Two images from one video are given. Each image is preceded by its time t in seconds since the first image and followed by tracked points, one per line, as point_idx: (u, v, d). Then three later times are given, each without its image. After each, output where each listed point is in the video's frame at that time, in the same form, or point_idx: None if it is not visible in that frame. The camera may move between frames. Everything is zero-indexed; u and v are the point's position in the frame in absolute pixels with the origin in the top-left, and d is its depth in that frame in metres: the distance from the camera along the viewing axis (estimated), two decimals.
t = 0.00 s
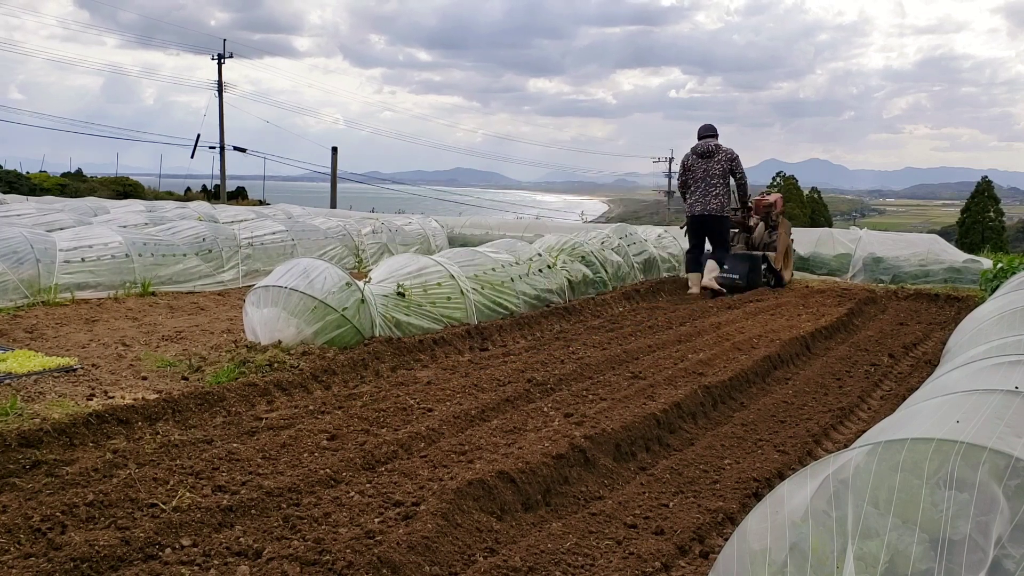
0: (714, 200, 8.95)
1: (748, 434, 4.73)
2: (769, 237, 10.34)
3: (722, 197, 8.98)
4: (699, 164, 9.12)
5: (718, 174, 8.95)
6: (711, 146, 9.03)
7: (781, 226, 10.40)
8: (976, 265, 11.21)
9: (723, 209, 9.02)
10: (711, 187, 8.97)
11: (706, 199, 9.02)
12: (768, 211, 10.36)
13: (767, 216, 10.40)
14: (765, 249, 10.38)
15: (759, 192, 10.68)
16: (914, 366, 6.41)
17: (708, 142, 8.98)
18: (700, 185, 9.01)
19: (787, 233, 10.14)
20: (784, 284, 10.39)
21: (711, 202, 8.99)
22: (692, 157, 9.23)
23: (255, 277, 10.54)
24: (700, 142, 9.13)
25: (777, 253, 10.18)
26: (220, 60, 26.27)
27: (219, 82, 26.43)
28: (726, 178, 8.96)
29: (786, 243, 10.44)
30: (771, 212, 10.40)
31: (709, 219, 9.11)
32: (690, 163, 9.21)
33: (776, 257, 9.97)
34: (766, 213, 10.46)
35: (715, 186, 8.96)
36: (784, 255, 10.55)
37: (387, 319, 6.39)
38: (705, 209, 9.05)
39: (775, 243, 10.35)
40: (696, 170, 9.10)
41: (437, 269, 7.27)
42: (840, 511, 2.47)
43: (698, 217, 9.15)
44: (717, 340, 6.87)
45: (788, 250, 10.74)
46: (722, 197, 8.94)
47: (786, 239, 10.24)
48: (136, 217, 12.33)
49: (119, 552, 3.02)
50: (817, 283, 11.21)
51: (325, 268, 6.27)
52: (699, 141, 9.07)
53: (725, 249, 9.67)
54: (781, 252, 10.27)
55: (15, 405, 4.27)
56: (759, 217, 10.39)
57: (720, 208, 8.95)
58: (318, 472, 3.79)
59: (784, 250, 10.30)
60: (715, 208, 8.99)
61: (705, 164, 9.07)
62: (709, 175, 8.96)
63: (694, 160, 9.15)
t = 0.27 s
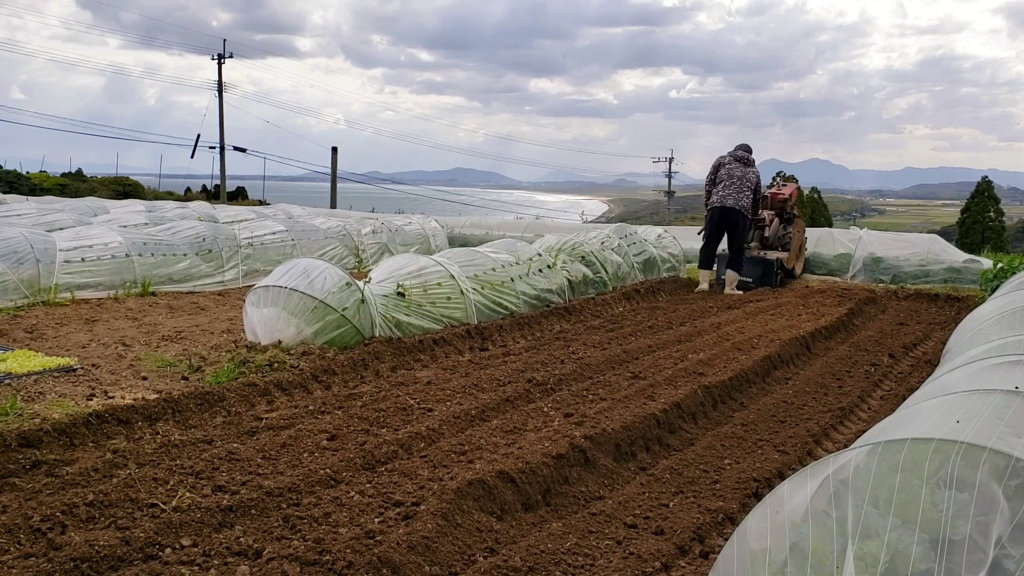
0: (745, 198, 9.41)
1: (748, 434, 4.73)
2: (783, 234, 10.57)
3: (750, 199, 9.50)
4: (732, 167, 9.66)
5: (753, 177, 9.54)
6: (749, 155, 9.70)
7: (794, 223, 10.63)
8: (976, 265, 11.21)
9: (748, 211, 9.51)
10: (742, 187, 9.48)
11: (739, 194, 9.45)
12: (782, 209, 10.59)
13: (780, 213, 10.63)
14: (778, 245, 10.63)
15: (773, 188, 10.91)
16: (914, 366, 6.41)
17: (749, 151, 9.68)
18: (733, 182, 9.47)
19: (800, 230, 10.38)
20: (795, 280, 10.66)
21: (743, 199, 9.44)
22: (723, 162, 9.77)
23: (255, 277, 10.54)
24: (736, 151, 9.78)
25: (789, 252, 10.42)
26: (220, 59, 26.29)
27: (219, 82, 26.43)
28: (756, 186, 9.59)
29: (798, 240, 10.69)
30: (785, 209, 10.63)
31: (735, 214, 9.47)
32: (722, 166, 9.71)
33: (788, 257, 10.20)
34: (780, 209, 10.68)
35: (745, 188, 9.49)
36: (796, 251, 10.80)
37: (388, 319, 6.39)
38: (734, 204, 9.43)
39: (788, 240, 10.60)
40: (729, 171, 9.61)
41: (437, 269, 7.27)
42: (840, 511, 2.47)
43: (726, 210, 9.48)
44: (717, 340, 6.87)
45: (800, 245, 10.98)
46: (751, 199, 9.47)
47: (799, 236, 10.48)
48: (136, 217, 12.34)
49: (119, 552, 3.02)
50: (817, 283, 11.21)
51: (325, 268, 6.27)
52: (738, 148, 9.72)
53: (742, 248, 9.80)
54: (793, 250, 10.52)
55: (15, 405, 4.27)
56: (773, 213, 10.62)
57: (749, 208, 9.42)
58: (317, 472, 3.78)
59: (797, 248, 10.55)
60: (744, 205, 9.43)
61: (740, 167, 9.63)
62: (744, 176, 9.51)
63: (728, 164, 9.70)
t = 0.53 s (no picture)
0: (742, 198, 9.42)
1: (748, 434, 4.73)
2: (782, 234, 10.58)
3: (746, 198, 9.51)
4: (727, 167, 9.67)
5: (748, 176, 9.54)
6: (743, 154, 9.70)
7: (793, 223, 10.63)
8: (976, 265, 11.21)
9: (746, 211, 9.52)
10: (738, 187, 9.49)
11: (735, 195, 9.46)
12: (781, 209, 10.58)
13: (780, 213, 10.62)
14: (777, 245, 10.63)
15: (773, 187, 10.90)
16: (914, 366, 6.41)
17: (742, 150, 9.67)
18: (729, 183, 9.48)
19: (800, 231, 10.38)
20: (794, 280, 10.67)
21: (739, 199, 9.45)
22: (718, 162, 9.77)
23: (255, 277, 10.55)
24: (730, 150, 9.78)
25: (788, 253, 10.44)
26: (221, 59, 26.28)
27: (218, 83, 26.43)
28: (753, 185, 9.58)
29: (798, 240, 10.69)
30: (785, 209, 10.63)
31: (732, 215, 9.49)
32: (718, 167, 9.72)
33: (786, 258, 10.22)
34: (779, 208, 10.68)
35: (741, 188, 9.49)
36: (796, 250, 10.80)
37: (387, 319, 6.39)
38: (731, 205, 9.45)
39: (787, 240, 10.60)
40: (724, 172, 9.62)
41: (437, 269, 7.28)
42: (840, 511, 2.47)
43: (722, 211, 9.50)
44: (717, 340, 6.87)
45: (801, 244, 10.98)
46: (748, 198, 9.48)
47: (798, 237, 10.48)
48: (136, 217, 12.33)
49: (119, 552, 3.02)
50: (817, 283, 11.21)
51: (325, 268, 6.27)
52: (733, 147, 9.72)
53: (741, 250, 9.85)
54: (792, 250, 10.53)
55: (15, 405, 4.27)
56: (773, 213, 10.62)
57: (746, 207, 9.42)
58: (317, 472, 3.79)
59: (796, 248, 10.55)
60: (741, 205, 9.45)
61: (735, 167, 9.64)
62: (740, 176, 9.52)
63: (723, 164, 9.70)
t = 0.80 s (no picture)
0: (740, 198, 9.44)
1: (748, 434, 4.74)
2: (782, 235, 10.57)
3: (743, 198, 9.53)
4: (724, 169, 9.70)
5: (745, 176, 9.58)
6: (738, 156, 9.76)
7: (793, 223, 10.62)
8: (976, 265, 11.22)
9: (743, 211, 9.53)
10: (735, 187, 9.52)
11: (733, 194, 9.48)
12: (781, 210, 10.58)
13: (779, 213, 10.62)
14: (777, 246, 10.63)
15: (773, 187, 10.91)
16: (914, 366, 6.41)
17: (737, 152, 9.73)
18: (726, 183, 9.51)
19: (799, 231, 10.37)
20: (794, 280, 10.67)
21: (737, 199, 9.47)
22: (714, 164, 9.82)
23: (255, 277, 10.55)
24: (726, 153, 9.84)
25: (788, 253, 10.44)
26: (221, 59, 26.27)
27: (218, 82, 26.43)
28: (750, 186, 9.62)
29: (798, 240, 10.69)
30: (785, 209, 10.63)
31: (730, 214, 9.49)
32: (714, 168, 9.76)
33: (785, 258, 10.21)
34: (779, 208, 10.67)
35: (739, 188, 9.52)
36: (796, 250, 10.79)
37: (388, 319, 6.39)
38: (729, 204, 9.45)
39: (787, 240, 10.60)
40: (721, 173, 9.66)
41: (437, 269, 7.28)
42: (840, 511, 2.47)
43: (720, 211, 9.50)
44: (717, 340, 6.87)
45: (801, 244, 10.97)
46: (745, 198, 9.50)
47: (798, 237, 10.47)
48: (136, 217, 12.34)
49: (119, 552, 3.02)
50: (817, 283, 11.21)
51: (325, 268, 6.27)
52: (729, 150, 9.79)
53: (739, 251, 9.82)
54: (792, 250, 10.52)
55: (15, 405, 4.27)
56: (773, 214, 10.62)
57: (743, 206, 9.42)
58: (318, 472, 3.79)
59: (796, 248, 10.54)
60: (738, 205, 9.46)
61: (731, 168, 9.68)
62: (736, 176, 9.55)
63: (720, 165, 9.74)
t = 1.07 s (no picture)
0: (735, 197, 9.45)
1: (748, 434, 4.73)
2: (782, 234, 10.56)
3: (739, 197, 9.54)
4: (719, 168, 9.74)
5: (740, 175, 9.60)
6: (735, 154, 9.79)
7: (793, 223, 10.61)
8: (976, 265, 11.21)
9: (738, 210, 9.55)
10: (730, 186, 9.54)
11: (727, 194, 9.50)
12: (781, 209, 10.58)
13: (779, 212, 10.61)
14: (777, 246, 10.62)
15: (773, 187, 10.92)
16: (914, 366, 6.41)
17: (733, 151, 9.78)
18: (721, 183, 9.55)
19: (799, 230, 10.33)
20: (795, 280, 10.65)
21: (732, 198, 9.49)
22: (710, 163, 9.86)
23: (255, 277, 10.55)
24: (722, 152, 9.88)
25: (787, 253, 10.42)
26: (220, 59, 26.26)
27: (218, 82, 26.42)
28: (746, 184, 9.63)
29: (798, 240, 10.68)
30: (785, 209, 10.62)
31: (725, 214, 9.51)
32: (710, 168, 9.80)
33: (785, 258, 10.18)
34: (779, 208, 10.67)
35: (734, 188, 9.54)
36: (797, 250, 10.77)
37: (387, 319, 6.39)
38: (724, 204, 9.48)
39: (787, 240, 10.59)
40: (716, 172, 9.70)
41: (437, 269, 7.28)
42: (840, 511, 2.47)
43: (714, 210, 9.53)
44: (718, 340, 6.87)
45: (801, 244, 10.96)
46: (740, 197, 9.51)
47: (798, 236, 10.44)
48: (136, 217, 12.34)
49: (119, 552, 3.02)
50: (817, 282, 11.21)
51: (325, 268, 6.27)
52: (724, 149, 9.83)
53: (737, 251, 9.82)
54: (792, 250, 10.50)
55: (15, 405, 4.27)
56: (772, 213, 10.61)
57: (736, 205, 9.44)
58: (318, 472, 3.79)
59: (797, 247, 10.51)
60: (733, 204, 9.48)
61: (728, 167, 9.71)
62: (731, 176, 9.57)
63: (717, 165, 9.79)
